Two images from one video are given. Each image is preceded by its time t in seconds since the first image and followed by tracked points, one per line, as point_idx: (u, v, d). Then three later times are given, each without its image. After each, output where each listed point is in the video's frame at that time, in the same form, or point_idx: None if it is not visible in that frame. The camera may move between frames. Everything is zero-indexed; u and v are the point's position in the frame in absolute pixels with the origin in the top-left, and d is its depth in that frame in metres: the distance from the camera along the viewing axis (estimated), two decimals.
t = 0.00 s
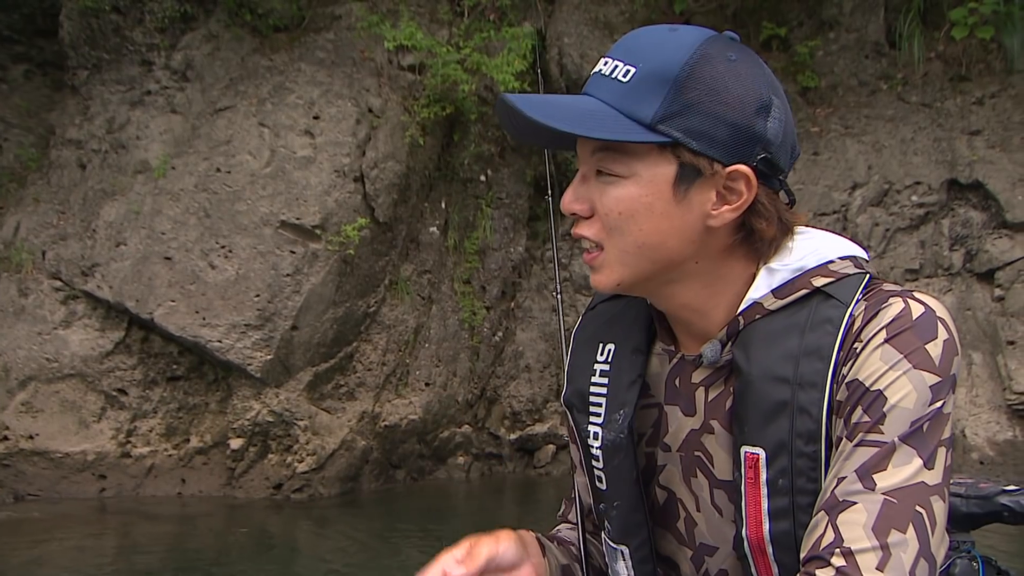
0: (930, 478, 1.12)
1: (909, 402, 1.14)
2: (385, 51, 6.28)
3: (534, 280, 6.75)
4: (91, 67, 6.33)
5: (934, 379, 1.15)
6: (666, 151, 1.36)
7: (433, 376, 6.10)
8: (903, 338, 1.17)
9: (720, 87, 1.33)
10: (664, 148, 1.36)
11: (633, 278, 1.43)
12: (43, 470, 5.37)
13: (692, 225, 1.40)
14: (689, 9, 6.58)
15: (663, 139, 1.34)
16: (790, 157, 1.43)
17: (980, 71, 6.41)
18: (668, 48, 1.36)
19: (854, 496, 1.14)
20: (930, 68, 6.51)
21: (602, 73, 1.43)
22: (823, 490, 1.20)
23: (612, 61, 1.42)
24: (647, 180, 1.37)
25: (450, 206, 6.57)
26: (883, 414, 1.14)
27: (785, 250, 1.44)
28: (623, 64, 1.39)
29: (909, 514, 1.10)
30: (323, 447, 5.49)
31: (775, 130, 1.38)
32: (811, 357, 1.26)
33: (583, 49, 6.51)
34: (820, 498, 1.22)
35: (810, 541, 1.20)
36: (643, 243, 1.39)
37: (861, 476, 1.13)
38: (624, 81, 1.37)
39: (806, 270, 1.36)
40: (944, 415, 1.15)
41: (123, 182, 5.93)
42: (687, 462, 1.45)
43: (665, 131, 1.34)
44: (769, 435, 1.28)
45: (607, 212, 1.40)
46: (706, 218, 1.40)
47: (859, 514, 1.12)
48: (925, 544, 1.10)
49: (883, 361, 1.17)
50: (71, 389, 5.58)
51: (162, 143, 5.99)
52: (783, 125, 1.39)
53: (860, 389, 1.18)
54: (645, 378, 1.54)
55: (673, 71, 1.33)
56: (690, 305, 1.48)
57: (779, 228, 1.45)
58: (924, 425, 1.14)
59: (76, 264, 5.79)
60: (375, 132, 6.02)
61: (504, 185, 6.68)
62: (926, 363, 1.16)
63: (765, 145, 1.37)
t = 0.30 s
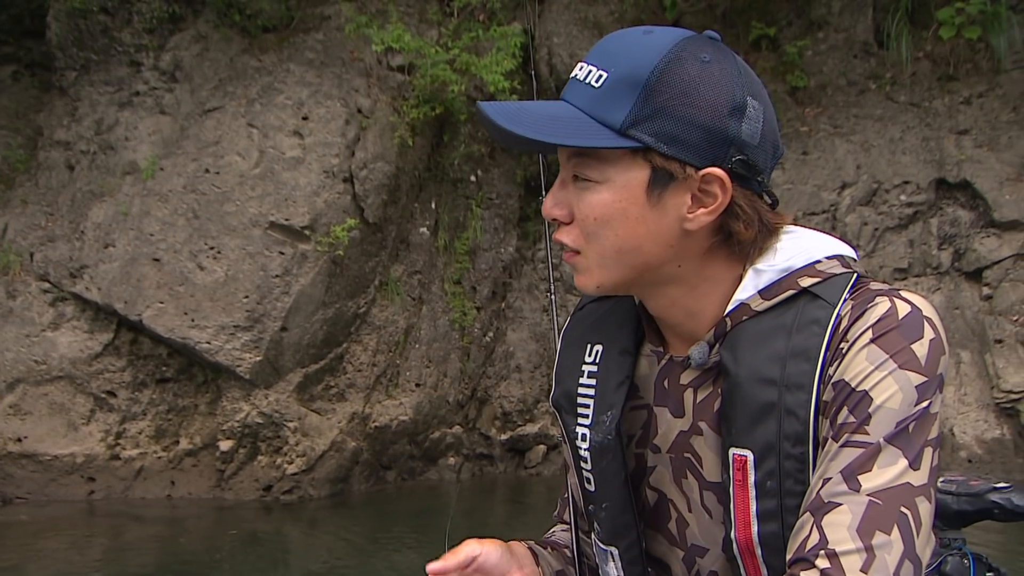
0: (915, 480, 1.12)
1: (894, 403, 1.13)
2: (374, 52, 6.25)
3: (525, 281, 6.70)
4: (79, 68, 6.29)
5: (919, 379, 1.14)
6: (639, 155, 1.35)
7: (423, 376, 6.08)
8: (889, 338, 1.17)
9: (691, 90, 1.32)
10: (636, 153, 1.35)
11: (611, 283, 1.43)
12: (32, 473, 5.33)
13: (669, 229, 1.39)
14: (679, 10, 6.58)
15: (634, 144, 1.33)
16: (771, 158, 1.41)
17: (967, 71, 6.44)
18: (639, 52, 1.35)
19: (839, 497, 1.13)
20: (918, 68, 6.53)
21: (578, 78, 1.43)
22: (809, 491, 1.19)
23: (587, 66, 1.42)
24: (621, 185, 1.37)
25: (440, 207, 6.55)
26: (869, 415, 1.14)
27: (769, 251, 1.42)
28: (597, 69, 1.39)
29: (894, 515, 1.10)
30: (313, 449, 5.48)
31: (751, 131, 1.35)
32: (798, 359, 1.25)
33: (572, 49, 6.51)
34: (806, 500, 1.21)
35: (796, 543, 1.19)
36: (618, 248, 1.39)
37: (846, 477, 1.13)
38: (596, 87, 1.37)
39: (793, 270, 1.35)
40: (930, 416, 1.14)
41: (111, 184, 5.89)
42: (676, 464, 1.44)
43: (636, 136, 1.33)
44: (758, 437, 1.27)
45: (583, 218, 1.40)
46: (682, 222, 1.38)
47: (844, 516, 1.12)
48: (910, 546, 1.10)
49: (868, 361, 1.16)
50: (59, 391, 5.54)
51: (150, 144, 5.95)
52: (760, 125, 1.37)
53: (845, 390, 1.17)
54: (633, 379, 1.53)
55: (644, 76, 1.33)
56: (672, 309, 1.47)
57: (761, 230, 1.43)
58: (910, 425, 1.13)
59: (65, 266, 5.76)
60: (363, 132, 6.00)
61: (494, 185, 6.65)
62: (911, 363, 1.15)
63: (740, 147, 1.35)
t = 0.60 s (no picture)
0: (914, 479, 1.11)
1: (893, 402, 1.13)
2: (370, 52, 6.23)
3: (521, 281, 6.72)
4: (75, 69, 6.27)
5: (918, 379, 1.14)
6: (641, 152, 1.34)
7: (419, 376, 6.07)
8: (888, 337, 1.16)
9: (693, 87, 1.31)
10: (638, 150, 1.34)
11: (611, 281, 1.41)
12: (28, 473, 5.31)
13: (670, 227, 1.38)
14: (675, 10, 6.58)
15: (636, 141, 1.32)
16: (769, 156, 1.41)
17: (963, 70, 6.45)
18: (639, 48, 1.33)
19: (838, 497, 1.12)
20: (914, 67, 6.53)
21: (575, 76, 1.41)
22: (808, 491, 1.19)
23: (584, 63, 1.40)
24: (623, 182, 1.35)
25: (436, 207, 6.54)
26: (868, 415, 1.13)
27: (766, 250, 1.41)
28: (594, 66, 1.37)
29: (893, 515, 1.09)
30: (309, 449, 5.46)
31: (751, 128, 1.35)
32: (797, 359, 1.24)
33: (568, 48, 6.50)
34: (804, 500, 1.20)
35: (794, 543, 1.19)
36: (620, 247, 1.38)
37: (845, 478, 1.12)
38: (596, 84, 1.35)
39: (790, 270, 1.34)
40: (928, 415, 1.14)
41: (107, 184, 5.87)
42: (674, 465, 1.44)
43: (638, 133, 1.32)
44: (756, 438, 1.27)
45: (584, 216, 1.38)
46: (684, 220, 1.38)
47: (843, 515, 1.11)
48: (909, 545, 1.10)
49: (867, 361, 1.16)
50: (55, 391, 5.52)
51: (146, 144, 5.93)
52: (759, 122, 1.37)
53: (844, 390, 1.17)
54: (630, 381, 1.53)
55: (645, 72, 1.31)
56: (671, 309, 1.46)
57: (759, 228, 1.42)
58: (908, 425, 1.13)
59: (60, 266, 5.75)
60: (359, 132, 5.98)
61: (490, 185, 6.65)
62: (910, 362, 1.14)
63: (740, 144, 1.35)
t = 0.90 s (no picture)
0: (922, 485, 1.12)
1: (903, 407, 1.13)
2: (368, 52, 6.22)
3: (520, 281, 6.72)
4: (74, 68, 6.26)
5: (927, 384, 1.14)
6: (675, 148, 1.33)
7: (417, 376, 6.07)
8: (897, 342, 1.17)
9: (726, 86, 1.32)
10: (672, 147, 1.33)
11: (638, 280, 1.39)
12: (26, 472, 5.30)
13: (700, 225, 1.37)
14: (674, 11, 6.57)
15: (673, 137, 1.31)
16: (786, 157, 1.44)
17: (962, 71, 6.45)
18: (671, 46, 1.33)
19: (846, 501, 1.13)
20: (913, 68, 6.54)
21: (601, 72, 1.39)
22: (815, 495, 1.19)
23: (611, 60, 1.38)
24: (656, 179, 1.34)
25: (434, 207, 6.53)
26: (877, 419, 1.13)
27: (774, 252, 1.41)
28: (624, 63, 1.36)
29: (901, 520, 1.10)
30: (306, 449, 5.46)
31: (775, 128, 1.38)
32: (806, 363, 1.24)
33: (567, 49, 6.51)
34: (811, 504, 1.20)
35: (800, 548, 1.19)
36: (651, 244, 1.36)
37: (854, 482, 1.12)
38: (628, 80, 1.34)
39: (798, 274, 1.34)
40: (937, 420, 1.14)
41: (105, 184, 5.86)
42: (679, 469, 1.43)
43: (676, 129, 1.31)
44: (764, 442, 1.26)
45: (615, 213, 1.36)
46: (713, 217, 1.38)
47: (851, 519, 1.11)
48: (917, 551, 1.10)
49: (876, 366, 1.16)
50: (54, 391, 5.52)
51: (145, 145, 5.93)
52: (780, 124, 1.40)
53: (853, 395, 1.17)
54: (634, 384, 1.53)
55: (680, 69, 1.31)
56: (688, 311, 1.45)
57: (777, 228, 1.43)
58: (917, 430, 1.13)
59: (59, 266, 5.74)
60: (357, 133, 5.96)
61: (489, 185, 6.65)
62: (919, 367, 1.15)
63: (767, 144, 1.37)
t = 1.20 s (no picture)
0: (929, 488, 1.12)
1: (911, 410, 1.13)
2: (369, 49, 6.18)
3: (519, 279, 6.73)
4: (75, 65, 6.25)
5: (936, 387, 1.14)
6: (730, 127, 1.32)
7: (417, 374, 6.05)
8: (906, 344, 1.16)
9: (787, 77, 1.33)
10: (729, 124, 1.32)
11: (671, 252, 1.35)
12: (26, 468, 5.31)
13: (739, 208, 1.36)
14: (676, 9, 6.55)
15: (734, 113, 1.29)
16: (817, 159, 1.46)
17: (964, 70, 6.44)
18: (741, 25, 1.32)
19: (853, 503, 1.12)
20: (915, 67, 6.53)
21: (665, 39, 1.35)
22: (821, 496, 1.18)
23: (677, 28, 1.34)
24: (707, 153, 1.32)
25: (435, 205, 6.51)
26: (885, 422, 1.13)
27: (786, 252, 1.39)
28: (691, 33, 1.33)
29: (909, 523, 1.09)
30: (305, 446, 5.47)
31: (818, 128, 1.40)
32: (813, 363, 1.23)
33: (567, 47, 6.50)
34: (816, 506, 1.20)
35: (806, 549, 1.18)
36: (690, 219, 1.34)
37: (861, 484, 1.12)
38: (695, 50, 1.30)
39: (808, 274, 1.34)
40: (944, 423, 1.14)
41: (106, 180, 5.86)
42: (684, 467, 1.43)
43: (737, 107, 1.29)
44: (770, 441, 1.25)
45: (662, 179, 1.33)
46: (751, 203, 1.37)
47: (858, 521, 1.11)
48: (924, 554, 1.09)
49: (885, 367, 1.16)
50: (54, 387, 5.52)
51: (145, 141, 5.92)
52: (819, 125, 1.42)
53: (861, 396, 1.16)
54: (640, 381, 1.51)
55: (750, 50, 1.30)
56: (711, 297, 1.42)
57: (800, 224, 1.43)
58: (924, 433, 1.13)
59: (59, 262, 5.74)
60: (357, 130, 5.94)
61: (489, 183, 6.65)
62: (928, 369, 1.15)
63: (810, 141, 1.39)
